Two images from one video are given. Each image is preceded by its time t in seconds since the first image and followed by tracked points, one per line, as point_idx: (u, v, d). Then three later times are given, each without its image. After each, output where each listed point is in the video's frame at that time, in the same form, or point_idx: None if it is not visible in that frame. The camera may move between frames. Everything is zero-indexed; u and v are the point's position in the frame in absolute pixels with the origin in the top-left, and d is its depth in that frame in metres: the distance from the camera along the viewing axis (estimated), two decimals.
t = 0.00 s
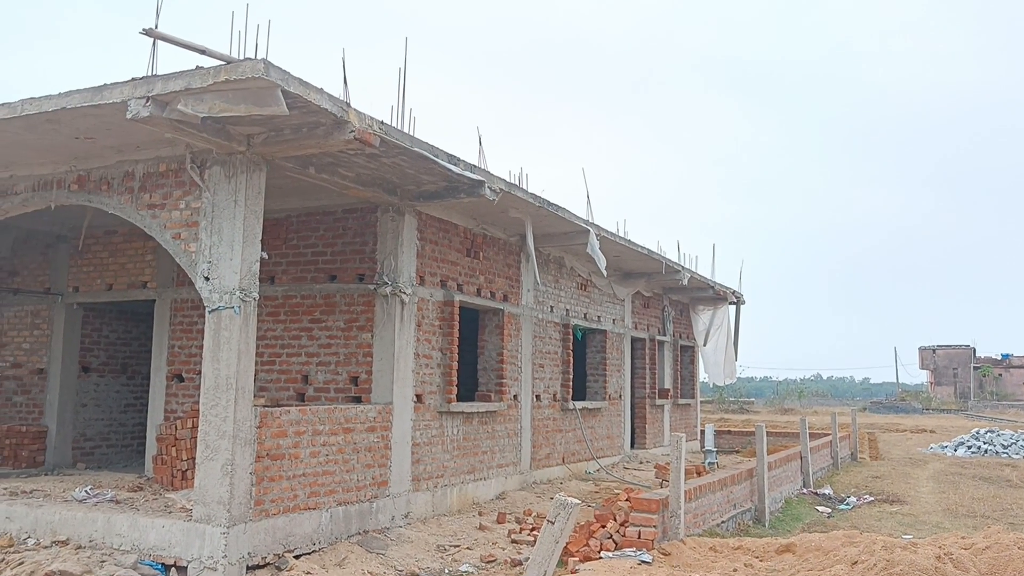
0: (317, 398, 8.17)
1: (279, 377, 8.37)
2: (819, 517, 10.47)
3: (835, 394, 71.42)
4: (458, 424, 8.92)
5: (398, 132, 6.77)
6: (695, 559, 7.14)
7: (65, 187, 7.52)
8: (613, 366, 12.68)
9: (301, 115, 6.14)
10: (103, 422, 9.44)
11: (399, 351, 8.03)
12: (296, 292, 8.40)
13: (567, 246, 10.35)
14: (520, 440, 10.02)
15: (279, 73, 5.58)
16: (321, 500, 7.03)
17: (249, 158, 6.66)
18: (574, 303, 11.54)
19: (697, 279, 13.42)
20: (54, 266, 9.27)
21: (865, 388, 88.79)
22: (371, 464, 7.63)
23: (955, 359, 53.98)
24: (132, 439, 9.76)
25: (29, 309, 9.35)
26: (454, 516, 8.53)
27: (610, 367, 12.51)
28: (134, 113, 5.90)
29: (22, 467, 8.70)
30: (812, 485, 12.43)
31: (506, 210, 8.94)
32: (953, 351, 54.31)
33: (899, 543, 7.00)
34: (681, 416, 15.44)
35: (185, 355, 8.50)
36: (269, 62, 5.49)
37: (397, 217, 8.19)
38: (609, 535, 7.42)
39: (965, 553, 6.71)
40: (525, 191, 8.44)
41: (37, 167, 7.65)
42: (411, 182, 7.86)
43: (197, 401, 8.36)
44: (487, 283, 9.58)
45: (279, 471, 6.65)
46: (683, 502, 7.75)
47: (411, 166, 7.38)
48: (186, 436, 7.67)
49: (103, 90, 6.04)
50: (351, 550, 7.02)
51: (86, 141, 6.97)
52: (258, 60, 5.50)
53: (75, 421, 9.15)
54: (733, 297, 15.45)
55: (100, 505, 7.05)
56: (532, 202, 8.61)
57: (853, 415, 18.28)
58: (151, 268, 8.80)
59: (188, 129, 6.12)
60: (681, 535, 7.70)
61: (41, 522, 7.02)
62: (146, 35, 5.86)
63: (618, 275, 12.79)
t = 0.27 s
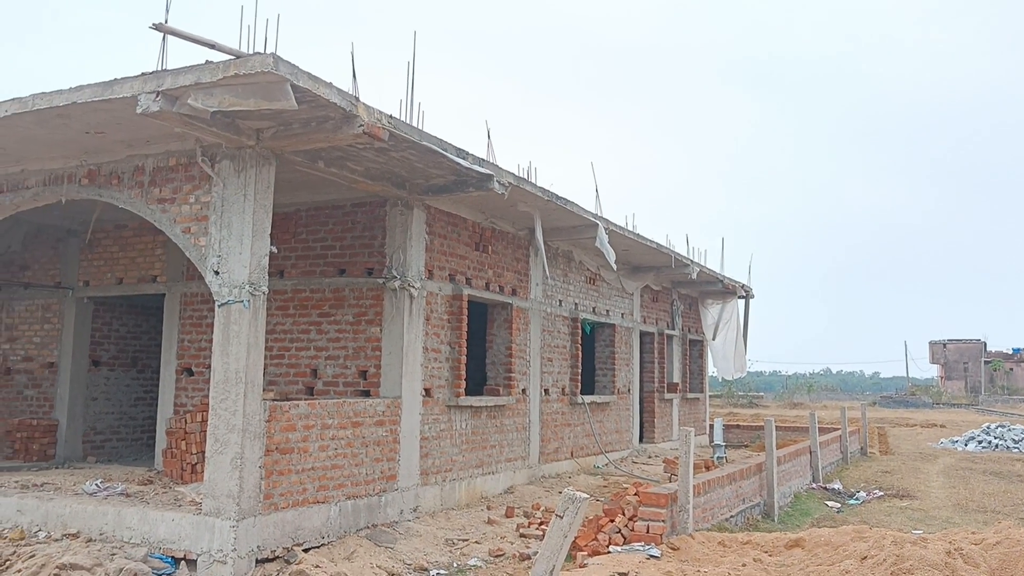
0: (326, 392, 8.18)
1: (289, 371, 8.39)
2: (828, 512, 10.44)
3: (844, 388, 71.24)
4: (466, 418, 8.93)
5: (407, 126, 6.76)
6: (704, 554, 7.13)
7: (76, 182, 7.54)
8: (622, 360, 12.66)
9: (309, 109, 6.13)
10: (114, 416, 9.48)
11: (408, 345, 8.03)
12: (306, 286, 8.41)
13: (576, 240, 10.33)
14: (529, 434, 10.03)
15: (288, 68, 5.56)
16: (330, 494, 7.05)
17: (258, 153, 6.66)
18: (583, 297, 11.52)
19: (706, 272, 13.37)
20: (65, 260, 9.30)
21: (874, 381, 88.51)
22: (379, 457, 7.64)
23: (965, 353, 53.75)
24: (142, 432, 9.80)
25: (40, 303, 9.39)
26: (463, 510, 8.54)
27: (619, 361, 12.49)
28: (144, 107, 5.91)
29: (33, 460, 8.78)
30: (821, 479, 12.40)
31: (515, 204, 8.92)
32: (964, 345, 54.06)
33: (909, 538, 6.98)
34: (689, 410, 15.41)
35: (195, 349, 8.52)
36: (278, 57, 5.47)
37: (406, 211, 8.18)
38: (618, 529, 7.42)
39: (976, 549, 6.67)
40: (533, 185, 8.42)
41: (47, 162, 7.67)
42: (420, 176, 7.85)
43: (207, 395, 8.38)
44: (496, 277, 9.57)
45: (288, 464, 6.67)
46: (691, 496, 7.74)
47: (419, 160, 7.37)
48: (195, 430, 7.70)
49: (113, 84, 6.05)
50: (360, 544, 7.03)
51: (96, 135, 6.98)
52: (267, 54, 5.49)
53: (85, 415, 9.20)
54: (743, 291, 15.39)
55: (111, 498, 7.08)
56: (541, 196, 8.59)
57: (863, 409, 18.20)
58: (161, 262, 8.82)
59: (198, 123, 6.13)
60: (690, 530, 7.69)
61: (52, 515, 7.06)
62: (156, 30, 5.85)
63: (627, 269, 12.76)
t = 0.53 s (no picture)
0: (335, 390, 8.18)
1: (298, 369, 8.39)
2: (839, 511, 10.39)
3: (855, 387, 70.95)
4: (476, 417, 8.92)
5: (416, 124, 6.74)
6: (715, 553, 7.10)
7: (86, 180, 7.55)
8: (632, 359, 12.62)
9: (319, 108, 6.13)
10: (124, 414, 9.50)
11: (417, 344, 8.02)
12: (315, 284, 8.40)
13: (585, 238, 10.29)
14: (539, 432, 10.00)
15: (297, 66, 5.55)
16: (340, 492, 7.05)
17: (268, 151, 6.66)
18: (592, 296, 11.49)
19: (717, 271, 13.32)
20: (76, 259, 9.32)
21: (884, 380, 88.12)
22: (389, 456, 7.63)
23: (977, 352, 53.45)
24: (152, 430, 9.82)
25: (51, 302, 9.42)
26: (472, 509, 8.53)
27: (628, 360, 12.45)
28: (155, 106, 5.91)
29: (44, 458, 8.83)
30: (832, 479, 12.34)
31: (525, 203, 8.90)
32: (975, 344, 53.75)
33: (921, 538, 6.93)
34: (699, 409, 15.36)
35: (205, 347, 8.53)
36: (288, 55, 5.46)
37: (415, 210, 8.17)
38: (628, 528, 7.39)
39: (989, 549, 6.62)
40: (543, 182, 8.39)
41: (58, 161, 7.69)
42: (429, 174, 7.83)
43: (217, 394, 8.39)
44: (506, 275, 9.55)
45: (298, 463, 6.67)
46: (702, 495, 7.70)
47: (429, 158, 7.35)
48: (205, 428, 7.71)
49: (123, 84, 6.05)
50: (370, 542, 7.03)
51: (106, 134, 6.99)
52: (276, 53, 5.47)
53: (96, 413, 9.23)
54: (753, 289, 15.33)
55: (122, 496, 7.10)
56: (550, 194, 8.56)
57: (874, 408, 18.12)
58: (171, 260, 8.83)
59: (208, 122, 6.13)
60: (700, 529, 7.66)
61: (63, 513, 7.08)
62: (166, 29, 5.85)
63: (637, 268, 12.73)
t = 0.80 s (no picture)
0: (346, 390, 8.19)
1: (309, 369, 8.40)
2: (852, 512, 10.33)
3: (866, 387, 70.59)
4: (487, 417, 8.91)
5: (427, 124, 6.74)
6: (726, 553, 7.07)
7: (99, 181, 7.59)
8: (643, 359, 12.60)
9: (330, 108, 6.13)
10: (136, 413, 9.54)
11: (428, 343, 8.02)
12: (326, 284, 8.42)
13: (596, 237, 10.27)
14: (549, 432, 9.99)
15: (309, 66, 5.56)
16: (351, 492, 7.05)
17: (279, 151, 6.68)
18: (603, 296, 11.47)
19: (728, 270, 13.28)
20: (88, 259, 9.37)
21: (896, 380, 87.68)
22: (400, 456, 7.64)
23: (990, 352, 53.13)
24: (164, 430, 9.86)
25: (64, 301, 9.46)
26: (483, 509, 8.53)
27: (639, 360, 12.42)
28: (167, 107, 5.93)
29: (57, 457, 8.88)
30: (844, 479, 12.28)
31: (535, 202, 8.89)
32: (988, 344, 53.44)
33: (934, 538, 6.88)
34: (711, 409, 15.32)
35: (216, 347, 8.56)
36: (299, 55, 5.46)
37: (426, 209, 8.17)
38: (639, 528, 7.38)
39: (1002, 550, 6.57)
40: (554, 182, 8.38)
41: (71, 161, 7.72)
42: (440, 174, 7.83)
43: (228, 393, 8.41)
44: (516, 275, 9.55)
45: (309, 462, 6.68)
46: (713, 496, 7.68)
47: (440, 158, 7.35)
48: (217, 427, 7.73)
49: (135, 84, 6.08)
50: (380, 542, 7.03)
51: (118, 134, 7.02)
52: (288, 53, 5.47)
53: (108, 412, 9.27)
54: (765, 289, 15.27)
55: (134, 495, 7.13)
56: (561, 193, 8.55)
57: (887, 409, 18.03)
58: (182, 260, 8.86)
59: (219, 122, 6.15)
60: (712, 529, 7.63)
61: (76, 512, 7.11)
62: (178, 29, 5.87)
63: (648, 267, 12.70)
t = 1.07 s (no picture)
0: (357, 388, 8.21)
1: (320, 366, 8.42)
2: (864, 511, 10.29)
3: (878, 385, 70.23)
4: (497, 415, 8.92)
5: (437, 122, 6.74)
6: (737, 552, 7.05)
7: (111, 179, 7.62)
8: (653, 357, 12.57)
9: (340, 106, 6.15)
10: (148, 411, 9.60)
11: (438, 341, 8.03)
12: (337, 282, 8.44)
13: (606, 235, 10.26)
14: (560, 430, 9.99)
15: (319, 65, 5.57)
16: (362, 489, 7.07)
17: (289, 150, 6.70)
18: (613, 294, 11.45)
19: (738, 268, 13.24)
20: (101, 257, 9.43)
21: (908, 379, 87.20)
22: (410, 453, 7.65)
23: (1003, 350, 52.78)
24: (176, 427, 9.91)
25: (76, 300, 9.52)
26: (494, 507, 8.53)
27: (650, 358, 12.40)
28: (178, 106, 5.95)
29: (70, 454, 8.94)
30: (856, 478, 12.22)
31: (545, 200, 8.89)
32: (1002, 342, 53.08)
33: (947, 537, 6.84)
34: (722, 407, 15.27)
35: (227, 345, 8.59)
36: (309, 54, 5.47)
37: (436, 207, 8.18)
38: (649, 526, 7.37)
39: (1016, 549, 6.53)
40: (564, 180, 8.37)
41: (83, 160, 7.76)
42: (450, 172, 7.84)
43: (240, 391, 8.45)
44: (526, 273, 9.54)
45: (320, 460, 6.70)
46: (724, 494, 7.66)
47: (449, 156, 7.36)
48: (228, 425, 7.77)
49: (147, 83, 6.10)
50: (391, 539, 7.05)
51: (130, 133, 7.05)
52: (298, 52, 5.48)
53: (121, 410, 9.32)
54: (776, 287, 15.22)
55: (146, 492, 7.16)
56: (571, 191, 8.54)
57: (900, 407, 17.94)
58: (194, 259, 8.90)
59: (230, 121, 6.17)
60: (723, 528, 7.62)
61: (89, 508, 7.15)
62: (190, 29, 5.90)
63: (658, 265, 12.67)
